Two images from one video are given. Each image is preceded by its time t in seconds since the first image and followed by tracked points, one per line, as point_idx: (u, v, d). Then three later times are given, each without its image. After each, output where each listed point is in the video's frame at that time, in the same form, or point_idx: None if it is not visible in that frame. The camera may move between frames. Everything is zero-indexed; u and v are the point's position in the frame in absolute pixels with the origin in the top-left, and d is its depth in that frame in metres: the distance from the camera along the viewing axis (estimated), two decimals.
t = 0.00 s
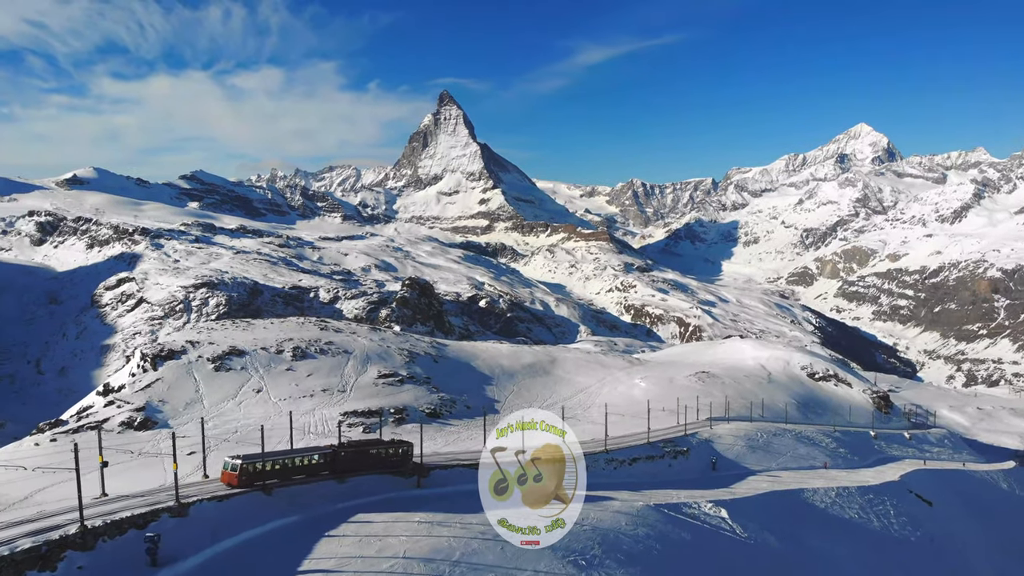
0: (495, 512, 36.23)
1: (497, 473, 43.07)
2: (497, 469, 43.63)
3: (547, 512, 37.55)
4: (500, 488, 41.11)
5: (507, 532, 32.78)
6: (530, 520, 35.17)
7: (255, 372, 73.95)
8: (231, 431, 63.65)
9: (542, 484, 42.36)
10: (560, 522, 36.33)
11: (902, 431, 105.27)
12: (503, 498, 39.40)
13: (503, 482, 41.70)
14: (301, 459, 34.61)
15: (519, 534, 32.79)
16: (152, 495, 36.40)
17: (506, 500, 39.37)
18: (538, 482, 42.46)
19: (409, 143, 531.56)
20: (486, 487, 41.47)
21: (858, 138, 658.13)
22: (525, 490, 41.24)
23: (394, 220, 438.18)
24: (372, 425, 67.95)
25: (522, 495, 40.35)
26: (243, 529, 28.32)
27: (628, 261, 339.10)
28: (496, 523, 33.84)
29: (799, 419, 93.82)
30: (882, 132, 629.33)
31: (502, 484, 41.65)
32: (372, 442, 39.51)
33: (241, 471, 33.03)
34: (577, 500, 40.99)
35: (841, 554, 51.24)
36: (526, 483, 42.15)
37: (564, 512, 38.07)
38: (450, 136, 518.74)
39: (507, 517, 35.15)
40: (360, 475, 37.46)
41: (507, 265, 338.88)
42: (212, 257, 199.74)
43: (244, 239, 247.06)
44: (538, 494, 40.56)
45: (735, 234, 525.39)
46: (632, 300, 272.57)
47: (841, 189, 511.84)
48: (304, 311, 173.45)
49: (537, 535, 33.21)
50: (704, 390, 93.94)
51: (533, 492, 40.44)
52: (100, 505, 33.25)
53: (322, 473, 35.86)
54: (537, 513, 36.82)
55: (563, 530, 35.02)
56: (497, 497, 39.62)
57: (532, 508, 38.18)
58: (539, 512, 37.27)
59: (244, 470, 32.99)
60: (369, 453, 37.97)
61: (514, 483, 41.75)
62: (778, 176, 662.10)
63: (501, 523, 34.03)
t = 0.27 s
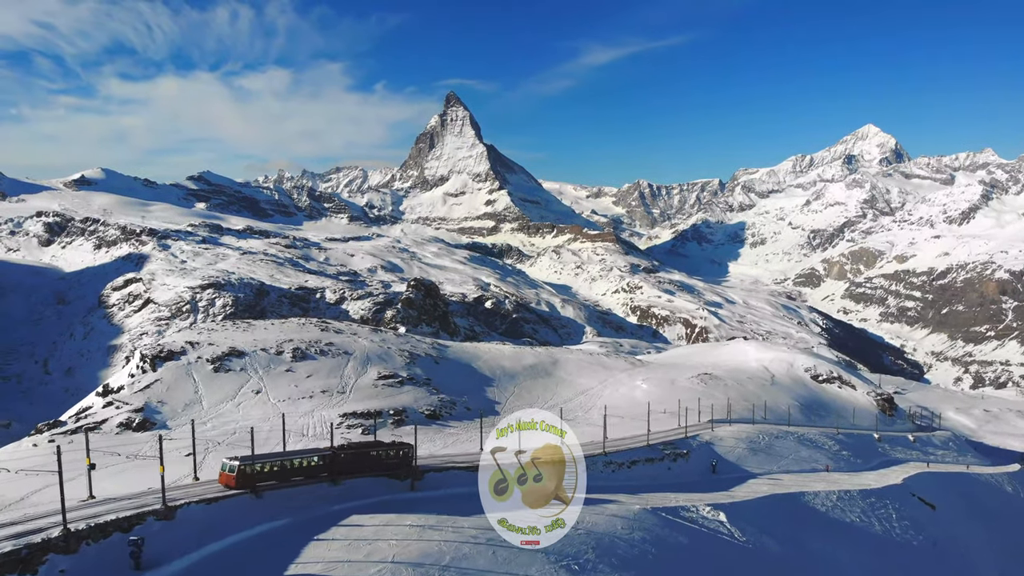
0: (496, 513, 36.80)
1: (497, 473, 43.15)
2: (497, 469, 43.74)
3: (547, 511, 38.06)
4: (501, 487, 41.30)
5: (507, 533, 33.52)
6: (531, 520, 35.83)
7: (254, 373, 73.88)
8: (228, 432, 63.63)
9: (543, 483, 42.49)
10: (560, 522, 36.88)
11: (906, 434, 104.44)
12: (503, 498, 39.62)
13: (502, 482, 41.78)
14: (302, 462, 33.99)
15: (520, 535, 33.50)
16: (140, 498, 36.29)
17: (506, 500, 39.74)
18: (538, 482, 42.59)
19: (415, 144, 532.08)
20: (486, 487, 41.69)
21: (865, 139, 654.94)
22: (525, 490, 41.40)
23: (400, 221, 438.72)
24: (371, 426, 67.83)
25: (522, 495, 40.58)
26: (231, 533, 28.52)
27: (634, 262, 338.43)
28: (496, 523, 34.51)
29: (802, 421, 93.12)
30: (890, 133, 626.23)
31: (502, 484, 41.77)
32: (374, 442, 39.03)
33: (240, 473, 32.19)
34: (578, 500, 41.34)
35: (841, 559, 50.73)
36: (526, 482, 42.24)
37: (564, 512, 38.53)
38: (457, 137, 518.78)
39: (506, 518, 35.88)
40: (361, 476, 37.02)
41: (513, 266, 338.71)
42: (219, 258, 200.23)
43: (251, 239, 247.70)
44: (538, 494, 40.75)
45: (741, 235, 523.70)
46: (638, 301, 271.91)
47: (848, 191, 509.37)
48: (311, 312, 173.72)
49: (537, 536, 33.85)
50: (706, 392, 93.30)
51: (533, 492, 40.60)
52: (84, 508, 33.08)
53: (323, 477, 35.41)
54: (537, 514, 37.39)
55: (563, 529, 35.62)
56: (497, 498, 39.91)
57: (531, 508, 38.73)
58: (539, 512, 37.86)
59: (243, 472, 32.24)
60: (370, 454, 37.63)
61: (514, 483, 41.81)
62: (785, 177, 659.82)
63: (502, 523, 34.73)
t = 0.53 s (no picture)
0: (496, 512, 37.48)
1: (498, 474, 43.76)
2: (498, 470, 44.33)
3: (548, 511, 38.71)
4: (500, 488, 41.80)
5: (507, 533, 34.11)
6: (531, 521, 36.36)
7: (246, 374, 73.63)
8: (220, 433, 63.35)
9: (542, 483, 42.87)
10: (560, 522, 37.56)
11: (903, 436, 104.12)
12: (503, 498, 40.13)
13: (502, 482, 42.38)
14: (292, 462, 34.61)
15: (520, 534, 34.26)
16: (120, 501, 36.02)
17: (506, 500, 40.24)
18: (538, 482, 43.05)
19: (415, 145, 531.86)
20: (486, 487, 42.20)
21: (865, 140, 654.95)
22: (524, 490, 41.91)
23: (400, 222, 438.46)
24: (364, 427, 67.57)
25: (522, 494, 41.09)
26: (211, 536, 28.61)
27: (634, 263, 338.28)
28: (497, 523, 35.14)
29: (798, 423, 92.79)
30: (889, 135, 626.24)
31: (502, 484, 42.28)
32: (368, 445, 39.67)
33: (228, 474, 33.01)
34: (578, 500, 41.89)
35: (833, 562, 50.45)
36: (526, 483, 42.72)
37: (564, 512, 39.13)
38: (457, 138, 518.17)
39: (507, 519, 36.36)
40: (352, 479, 37.55)
41: (513, 267, 338.61)
42: (218, 258, 200.05)
43: (251, 240, 247.69)
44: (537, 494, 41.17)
45: (741, 237, 523.64)
46: (638, 303, 271.68)
47: (848, 192, 509.37)
48: (310, 313, 173.57)
49: (537, 536, 34.53)
50: (701, 394, 93.01)
51: (533, 492, 41.07)
52: (62, 511, 32.81)
53: (314, 477, 35.97)
54: (537, 513, 38.02)
55: (563, 530, 36.20)
56: (497, 497, 40.47)
57: (532, 507, 39.25)
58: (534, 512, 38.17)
59: (232, 473, 33.05)
60: (363, 457, 37.99)
61: (514, 483, 42.33)
62: (785, 178, 659.95)
63: (503, 525, 35.19)
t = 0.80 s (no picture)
0: (495, 512, 37.85)
1: (498, 473, 44.19)
2: (498, 469, 44.74)
3: (548, 511, 39.13)
4: (501, 487, 42.23)
5: (508, 533, 34.47)
6: (531, 520, 36.67)
7: (240, 375, 73.32)
8: (212, 434, 63.08)
9: (542, 483, 43.14)
10: (561, 522, 38.06)
11: (900, 436, 103.91)
12: (503, 498, 40.40)
13: (503, 482, 42.72)
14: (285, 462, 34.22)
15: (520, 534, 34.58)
16: (103, 502, 35.71)
17: (507, 499, 40.66)
18: (538, 482, 43.53)
19: (415, 146, 531.44)
20: (487, 487, 42.61)
21: (865, 141, 654.88)
22: (524, 490, 42.21)
23: (400, 223, 438.15)
24: (358, 428, 67.35)
25: (522, 495, 41.39)
26: (194, 538, 28.44)
27: (634, 263, 338.13)
28: (497, 523, 35.43)
29: (794, 424, 92.42)
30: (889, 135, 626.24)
31: (502, 484, 42.71)
32: (361, 444, 38.77)
33: (220, 474, 32.63)
34: (578, 501, 42.28)
35: (828, 563, 50.21)
36: (526, 482, 43.21)
37: (564, 513, 39.55)
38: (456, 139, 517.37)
39: (508, 518, 36.76)
40: (346, 479, 37.24)
41: (513, 268, 338.39)
42: (218, 259, 199.79)
43: (250, 241, 247.42)
44: (536, 494, 41.48)
45: (741, 237, 523.50)
46: (638, 303, 271.45)
47: (848, 193, 509.14)
48: (309, 314, 173.30)
49: (538, 535, 34.87)
50: (697, 394, 92.71)
51: (532, 492, 41.35)
52: (44, 511, 32.53)
53: (307, 477, 35.64)
54: (537, 513, 38.41)
55: (563, 530, 36.67)
56: (497, 496, 40.92)
57: (532, 507, 39.75)
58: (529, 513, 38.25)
59: (224, 473, 32.59)
60: (358, 457, 37.54)
61: (514, 482, 42.78)
62: (784, 179, 660.20)
63: (503, 524, 35.65)
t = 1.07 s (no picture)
0: (496, 512, 38.59)
1: (498, 474, 44.76)
2: (498, 470, 45.35)
3: (548, 512, 39.76)
4: (501, 488, 42.76)
5: (508, 533, 34.82)
6: (532, 521, 37.12)
7: (232, 375, 72.99)
8: (203, 435, 62.86)
9: (542, 484, 44.23)
10: (561, 522, 38.55)
11: (896, 437, 103.64)
12: (503, 498, 41.10)
13: (503, 482, 43.34)
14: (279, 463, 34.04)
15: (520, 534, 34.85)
16: (78, 503, 35.38)
17: (506, 500, 41.21)
18: (538, 483, 44.23)
19: (415, 146, 531.03)
20: (487, 487, 43.14)
21: (865, 142, 654.88)
22: (525, 490, 43.00)
23: (400, 223, 437.86)
24: (350, 429, 66.98)
25: (521, 495, 42.11)
26: (173, 540, 28.24)
27: (634, 264, 337.98)
28: (497, 524, 35.79)
29: (790, 425, 92.08)
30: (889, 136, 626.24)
31: (502, 484, 43.29)
32: (354, 446, 39.22)
33: (213, 474, 32.60)
34: (577, 502, 43.18)
35: (821, 565, 50.00)
36: (526, 483, 43.91)
37: (563, 513, 40.21)
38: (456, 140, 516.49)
39: (508, 519, 37.21)
40: (342, 480, 37.33)
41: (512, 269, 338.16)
42: (218, 260, 199.32)
43: (250, 242, 247.20)
44: (536, 496, 42.26)
45: (741, 238, 523.22)
46: (637, 304, 271.20)
47: (848, 194, 508.84)
48: (309, 314, 173.03)
49: (538, 535, 35.18)
50: (692, 395, 92.43)
51: (532, 493, 42.07)
52: (24, 513, 32.36)
53: (303, 477, 35.87)
54: (537, 514, 39.00)
55: (563, 530, 37.18)
56: (497, 497, 41.45)
57: (531, 508, 40.37)
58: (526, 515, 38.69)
59: (216, 472, 32.55)
60: (352, 458, 37.95)
61: (514, 483, 43.36)
62: (784, 180, 660.39)
63: (503, 523, 36.04)
